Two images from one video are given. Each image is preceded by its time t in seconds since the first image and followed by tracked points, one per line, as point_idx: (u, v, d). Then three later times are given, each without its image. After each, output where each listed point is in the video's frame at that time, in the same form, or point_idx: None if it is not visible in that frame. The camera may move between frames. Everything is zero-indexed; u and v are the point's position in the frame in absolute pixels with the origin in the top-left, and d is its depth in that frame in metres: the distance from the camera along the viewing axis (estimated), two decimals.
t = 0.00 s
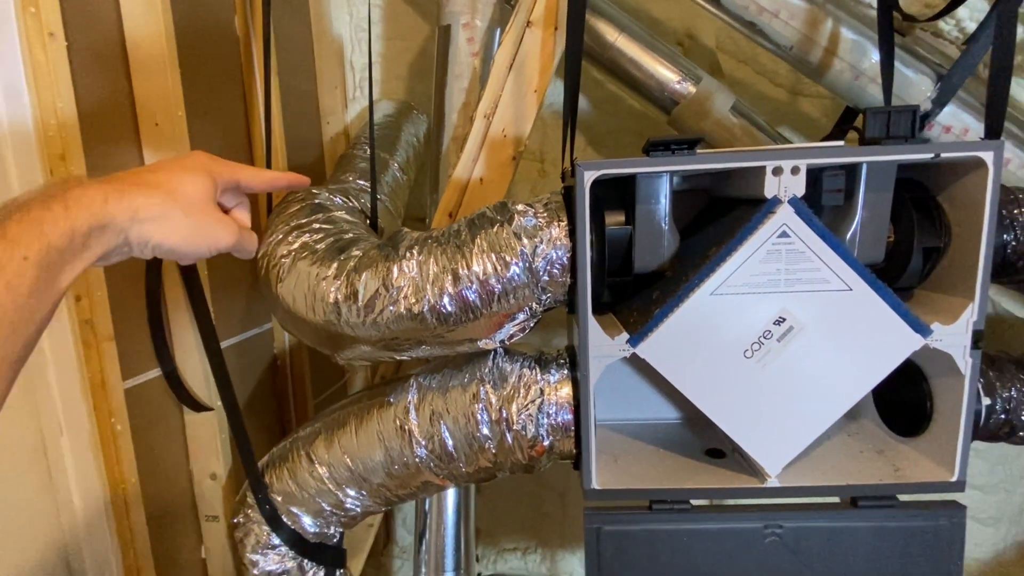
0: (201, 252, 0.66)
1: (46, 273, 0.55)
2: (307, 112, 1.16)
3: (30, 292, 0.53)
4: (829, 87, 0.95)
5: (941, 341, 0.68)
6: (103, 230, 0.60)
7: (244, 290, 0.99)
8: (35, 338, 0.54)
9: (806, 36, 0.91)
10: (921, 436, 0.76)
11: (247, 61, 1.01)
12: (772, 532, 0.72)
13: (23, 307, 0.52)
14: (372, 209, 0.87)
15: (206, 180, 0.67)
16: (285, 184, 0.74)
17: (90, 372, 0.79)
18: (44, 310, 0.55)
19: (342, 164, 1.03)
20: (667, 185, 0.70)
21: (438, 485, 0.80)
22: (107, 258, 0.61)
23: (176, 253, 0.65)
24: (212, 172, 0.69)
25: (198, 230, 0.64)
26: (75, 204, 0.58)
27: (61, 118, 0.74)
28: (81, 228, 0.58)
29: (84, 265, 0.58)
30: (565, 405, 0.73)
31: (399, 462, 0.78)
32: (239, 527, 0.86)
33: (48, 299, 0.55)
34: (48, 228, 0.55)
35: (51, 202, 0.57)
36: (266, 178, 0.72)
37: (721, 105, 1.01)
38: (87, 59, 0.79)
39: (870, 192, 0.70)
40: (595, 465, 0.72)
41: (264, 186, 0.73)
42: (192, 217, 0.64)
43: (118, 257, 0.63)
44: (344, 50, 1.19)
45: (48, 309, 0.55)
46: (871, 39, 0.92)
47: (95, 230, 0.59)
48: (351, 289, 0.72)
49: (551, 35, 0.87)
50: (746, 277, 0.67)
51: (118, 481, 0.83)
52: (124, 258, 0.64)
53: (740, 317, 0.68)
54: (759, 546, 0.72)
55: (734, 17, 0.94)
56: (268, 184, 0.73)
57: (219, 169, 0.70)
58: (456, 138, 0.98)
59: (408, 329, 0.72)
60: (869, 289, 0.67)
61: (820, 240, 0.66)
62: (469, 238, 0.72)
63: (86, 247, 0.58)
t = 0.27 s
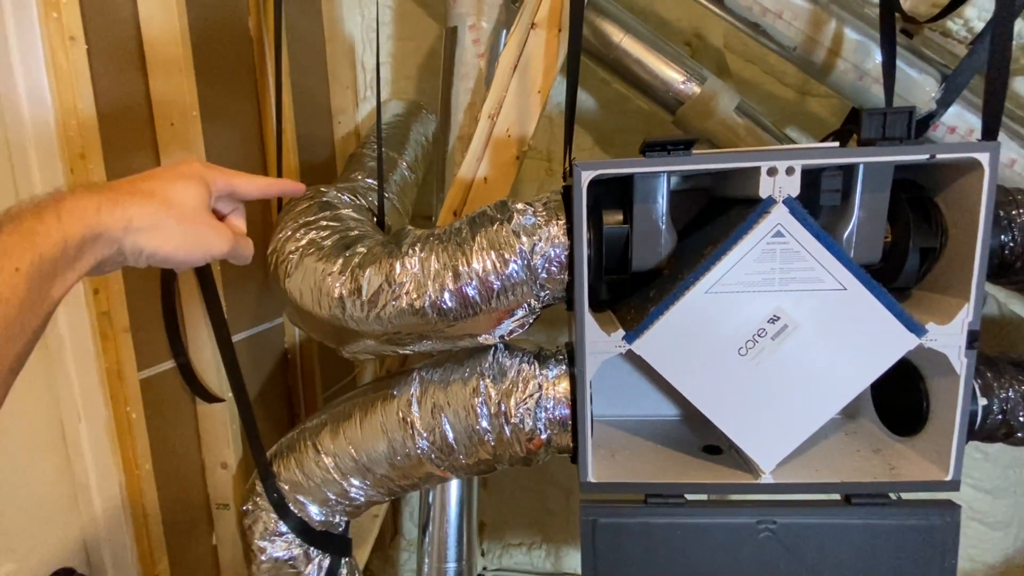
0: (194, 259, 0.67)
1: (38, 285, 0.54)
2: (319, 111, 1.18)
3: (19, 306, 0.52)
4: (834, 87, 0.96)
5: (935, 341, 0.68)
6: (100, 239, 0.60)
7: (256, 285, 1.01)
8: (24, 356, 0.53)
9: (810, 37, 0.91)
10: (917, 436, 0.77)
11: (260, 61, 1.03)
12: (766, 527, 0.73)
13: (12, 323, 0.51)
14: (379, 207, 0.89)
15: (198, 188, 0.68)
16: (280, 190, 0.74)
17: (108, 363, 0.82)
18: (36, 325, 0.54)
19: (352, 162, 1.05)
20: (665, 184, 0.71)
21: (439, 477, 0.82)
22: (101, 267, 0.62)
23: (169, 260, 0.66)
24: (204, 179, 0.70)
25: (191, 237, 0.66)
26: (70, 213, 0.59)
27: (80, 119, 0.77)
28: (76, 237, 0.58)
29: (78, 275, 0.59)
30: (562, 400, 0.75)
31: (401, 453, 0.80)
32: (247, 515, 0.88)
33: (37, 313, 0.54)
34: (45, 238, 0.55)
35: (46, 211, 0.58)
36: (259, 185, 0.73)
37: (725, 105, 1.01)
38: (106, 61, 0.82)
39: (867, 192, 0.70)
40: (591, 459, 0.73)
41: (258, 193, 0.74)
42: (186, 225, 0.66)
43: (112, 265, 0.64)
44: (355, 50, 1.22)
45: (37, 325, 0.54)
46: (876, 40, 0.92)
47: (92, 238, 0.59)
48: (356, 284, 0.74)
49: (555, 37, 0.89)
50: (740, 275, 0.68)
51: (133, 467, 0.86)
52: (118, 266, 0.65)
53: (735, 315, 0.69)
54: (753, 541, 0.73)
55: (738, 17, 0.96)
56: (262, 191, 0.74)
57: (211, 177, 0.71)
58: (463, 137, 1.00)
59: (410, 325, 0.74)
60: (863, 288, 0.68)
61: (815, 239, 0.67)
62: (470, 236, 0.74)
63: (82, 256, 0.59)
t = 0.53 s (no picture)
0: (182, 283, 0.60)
1: (12, 322, 0.48)
2: (329, 112, 1.21)
3: None
4: (835, 89, 0.97)
5: (928, 341, 0.69)
6: (76, 266, 0.53)
7: (266, 281, 1.04)
8: None
9: (811, 39, 0.92)
10: (912, 435, 0.78)
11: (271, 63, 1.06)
12: (759, 522, 0.74)
13: None
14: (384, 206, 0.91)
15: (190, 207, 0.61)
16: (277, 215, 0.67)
17: (121, 355, 0.85)
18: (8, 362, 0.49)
19: (360, 162, 1.08)
20: (661, 185, 0.73)
21: (440, 470, 0.84)
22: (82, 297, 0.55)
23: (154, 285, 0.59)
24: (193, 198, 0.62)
25: (178, 260, 0.58)
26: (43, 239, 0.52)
27: (97, 119, 0.80)
28: (52, 266, 0.51)
29: (56, 307, 0.52)
30: (560, 396, 0.77)
31: (403, 446, 0.82)
32: (254, 505, 0.91)
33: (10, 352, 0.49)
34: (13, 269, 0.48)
35: (19, 239, 0.51)
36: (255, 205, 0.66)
37: (728, 106, 1.02)
38: (121, 63, 0.85)
39: (862, 194, 0.71)
40: (587, 454, 0.75)
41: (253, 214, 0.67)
42: (171, 246, 0.58)
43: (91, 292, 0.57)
44: (365, 51, 1.25)
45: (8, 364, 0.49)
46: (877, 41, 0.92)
47: (66, 266, 0.52)
48: (359, 281, 0.76)
49: (558, 38, 0.91)
50: (734, 274, 0.69)
51: (145, 456, 0.88)
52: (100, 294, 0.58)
53: (729, 314, 0.70)
54: (746, 536, 0.74)
55: (740, 19, 0.97)
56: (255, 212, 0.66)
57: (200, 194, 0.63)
58: (466, 138, 1.02)
59: (412, 321, 0.76)
60: (856, 288, 0.69)
61: (808, 239, 0.68)
62: (470, 234, 0.75)
63: (59, 288, 0.52)
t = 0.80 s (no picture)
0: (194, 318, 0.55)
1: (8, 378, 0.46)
2: (334, 113, 1.24)
3: None
4: (828, 92, 0.98)
5: (912, 339, 0.71)
6: (76, 313, 0.50)
7: (271, 279, 1.07)
8: None
9: (804, 43, 0.94)
10: (899, 431, 0.80)
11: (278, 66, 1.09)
12: (747, 516, 0.76)
13: None
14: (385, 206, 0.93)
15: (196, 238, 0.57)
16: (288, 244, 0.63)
17: (130, 349, 0.88)
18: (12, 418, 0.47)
19: (363, 163, 1.10)
20: (653, 187, 0.74)
21: (438, 463, 0.86)
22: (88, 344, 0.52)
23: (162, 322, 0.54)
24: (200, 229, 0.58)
25: (185, 295, 0.54)
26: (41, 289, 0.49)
27: (110, 122, 0.83)
28: (48, 317, 0.48)
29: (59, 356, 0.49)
30: (553, 391, 0.80)
31: (402, 439, 0.84)
32: (258, 496, 0.93)
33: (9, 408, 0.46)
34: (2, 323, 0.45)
35: (23, 286, 0.49)
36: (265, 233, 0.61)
37: (724, 108, 1.04)
38: (132, 68, 0.88)
39: (849, 196, 0.73)
40: (580, 447, 0.77)
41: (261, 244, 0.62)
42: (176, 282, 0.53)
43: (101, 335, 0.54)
44: (370, 54, 1.27)
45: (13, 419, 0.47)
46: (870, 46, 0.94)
47: (65, 314, 0.49)
48: (359, 279, 0.79)
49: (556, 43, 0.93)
50: (722, 274, 0.71)
51: (153, 448, 0.91)
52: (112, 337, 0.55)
53: (717, 312, 0.73)
54: (734, 529, 0.76)
55: (734, 23, 0.99)
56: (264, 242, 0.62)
57: (208, 225, 0.59)
58: (466, 139, 1.04)
59: (411, 317, 0.79)
60: (840, 287, 0.71)
61: (794, 240, 0.70)
62: (466, 234, 0.78)
63: (63, 338, 0.49)
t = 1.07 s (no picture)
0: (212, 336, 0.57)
1: (32, 406, 0.48)
2: (331, 115, 1.25)
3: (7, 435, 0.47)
4: (816, 95, 1.00)
5: (893, 336, 0.74)
6: (96, 341, 0.52)
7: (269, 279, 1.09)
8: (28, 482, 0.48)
9: (792, 46, 0.95)
10: (883, 427, 0.82)
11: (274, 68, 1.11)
12: (733, 510, 0.78)
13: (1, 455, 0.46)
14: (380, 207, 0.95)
15: (207, 258, 0.58)
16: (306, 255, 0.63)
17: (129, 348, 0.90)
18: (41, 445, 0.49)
19: (360, 164, 1.12)
20: (640, 188, 0.76)
21: (432, 459, 0.88)
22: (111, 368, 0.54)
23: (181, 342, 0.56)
24: (213, 249, 0.59)
25: (200, 315, 0.55)
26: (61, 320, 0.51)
27: (108, 124, 0.85)
28: (67, 346, 0.50)
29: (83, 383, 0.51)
30: (544, 388, 0.81)
31: (396, 436, 0.86)
32: (255, 492, 0.94)
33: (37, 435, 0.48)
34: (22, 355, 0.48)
35: (43, 319, 0.51)
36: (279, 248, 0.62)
37: (714, 111, 1.05)
38: (131, 71, 0.90)
39: (831, 197, 0.74)
40: (570, 443, 0.79)
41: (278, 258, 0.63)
42: (189, 305, 0.55)
43: (127, 358, 0.56)
44: (366, 55, 1.28)
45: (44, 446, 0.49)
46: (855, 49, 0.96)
47: (84, 342, 0.51)
48: (353, 278, 0.81)
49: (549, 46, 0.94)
50: (707, 273, 0.73)
51: (151, 444, 0.93)
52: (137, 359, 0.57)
53: (703, 310, 0.75)
54: (721, 523, 0.78)
55: (723, 27, 1.00)
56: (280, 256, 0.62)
57: (221, 244, 0.60)
58: (461, 141, 1.06)
59: (404, 316, 0.81)
60: (822, 285, 0.73)
61: (777, 240, 0.72)
62: (458, 233, 0.80)
63: (83, 364, 0.51)
